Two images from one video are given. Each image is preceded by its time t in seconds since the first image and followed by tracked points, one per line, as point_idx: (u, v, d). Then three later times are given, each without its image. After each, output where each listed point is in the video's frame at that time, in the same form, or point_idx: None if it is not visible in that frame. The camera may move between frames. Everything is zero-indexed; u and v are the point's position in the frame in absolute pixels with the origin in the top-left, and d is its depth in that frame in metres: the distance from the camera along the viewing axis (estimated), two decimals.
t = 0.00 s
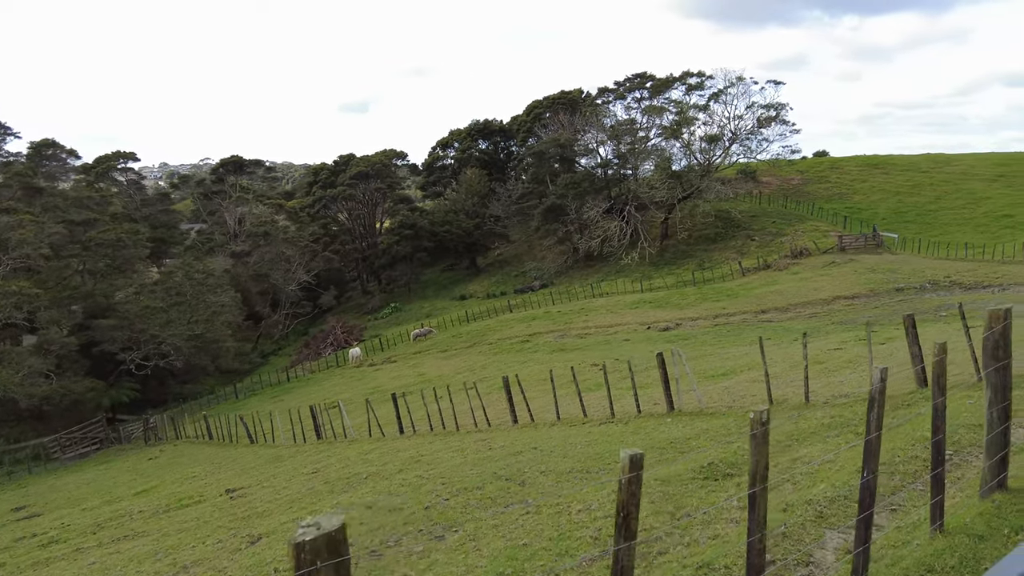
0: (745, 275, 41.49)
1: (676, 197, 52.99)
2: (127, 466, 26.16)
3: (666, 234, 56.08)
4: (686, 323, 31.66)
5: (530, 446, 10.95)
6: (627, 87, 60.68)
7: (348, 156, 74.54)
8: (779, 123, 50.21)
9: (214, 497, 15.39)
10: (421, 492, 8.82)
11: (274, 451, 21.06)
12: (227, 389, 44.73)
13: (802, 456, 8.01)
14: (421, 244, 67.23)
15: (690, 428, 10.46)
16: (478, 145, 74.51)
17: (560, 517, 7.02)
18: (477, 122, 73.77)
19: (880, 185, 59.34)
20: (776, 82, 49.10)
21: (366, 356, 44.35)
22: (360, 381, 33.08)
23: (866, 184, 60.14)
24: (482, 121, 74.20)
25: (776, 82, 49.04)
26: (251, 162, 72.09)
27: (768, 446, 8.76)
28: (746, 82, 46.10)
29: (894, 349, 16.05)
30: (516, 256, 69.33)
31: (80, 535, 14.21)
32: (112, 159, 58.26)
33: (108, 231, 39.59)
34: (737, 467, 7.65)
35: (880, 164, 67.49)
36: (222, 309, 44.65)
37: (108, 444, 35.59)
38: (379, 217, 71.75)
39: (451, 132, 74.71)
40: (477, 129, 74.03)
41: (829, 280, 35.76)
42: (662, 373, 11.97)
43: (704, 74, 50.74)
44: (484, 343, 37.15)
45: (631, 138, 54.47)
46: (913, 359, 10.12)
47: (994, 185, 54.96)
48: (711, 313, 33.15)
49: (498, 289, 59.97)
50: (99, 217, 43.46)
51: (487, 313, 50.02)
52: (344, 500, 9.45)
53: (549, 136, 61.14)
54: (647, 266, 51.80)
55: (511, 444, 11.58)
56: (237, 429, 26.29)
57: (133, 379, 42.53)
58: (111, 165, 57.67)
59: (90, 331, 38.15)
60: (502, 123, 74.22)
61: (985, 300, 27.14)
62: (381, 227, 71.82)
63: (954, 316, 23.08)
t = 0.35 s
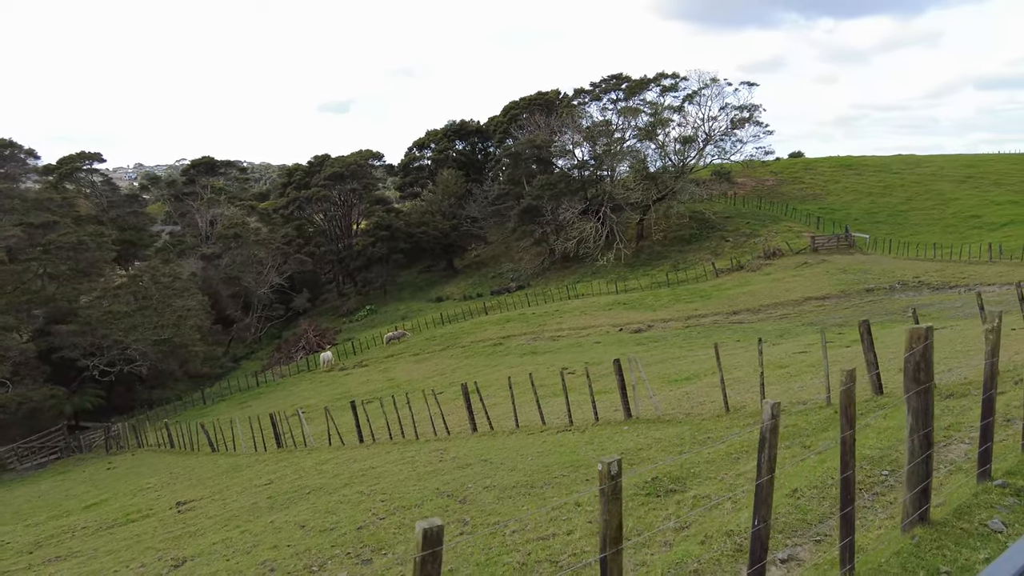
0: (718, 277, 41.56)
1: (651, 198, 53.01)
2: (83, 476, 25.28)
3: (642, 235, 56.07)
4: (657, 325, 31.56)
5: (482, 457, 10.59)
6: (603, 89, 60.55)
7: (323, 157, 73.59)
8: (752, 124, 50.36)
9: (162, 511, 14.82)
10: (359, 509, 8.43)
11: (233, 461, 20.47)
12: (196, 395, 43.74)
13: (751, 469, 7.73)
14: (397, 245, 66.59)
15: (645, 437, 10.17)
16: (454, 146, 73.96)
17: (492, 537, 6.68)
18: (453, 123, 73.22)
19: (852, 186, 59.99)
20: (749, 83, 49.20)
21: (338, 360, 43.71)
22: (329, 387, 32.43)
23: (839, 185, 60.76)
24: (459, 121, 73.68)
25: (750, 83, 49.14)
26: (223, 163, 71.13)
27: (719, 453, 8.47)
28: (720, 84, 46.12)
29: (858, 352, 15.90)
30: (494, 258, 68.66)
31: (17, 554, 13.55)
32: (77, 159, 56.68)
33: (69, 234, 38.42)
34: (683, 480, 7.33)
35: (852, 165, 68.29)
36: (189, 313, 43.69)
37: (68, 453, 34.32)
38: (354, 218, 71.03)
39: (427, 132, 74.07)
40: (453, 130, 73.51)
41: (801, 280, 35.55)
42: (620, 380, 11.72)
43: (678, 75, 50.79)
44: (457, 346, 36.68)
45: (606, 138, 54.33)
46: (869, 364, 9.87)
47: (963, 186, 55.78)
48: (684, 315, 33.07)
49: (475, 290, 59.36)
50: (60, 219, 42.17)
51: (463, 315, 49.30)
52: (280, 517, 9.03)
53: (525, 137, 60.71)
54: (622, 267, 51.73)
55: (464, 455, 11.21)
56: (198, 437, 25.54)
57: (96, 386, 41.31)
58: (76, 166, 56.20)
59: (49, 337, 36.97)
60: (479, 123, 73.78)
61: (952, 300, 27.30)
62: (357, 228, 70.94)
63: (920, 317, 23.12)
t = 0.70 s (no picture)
0: (695, 280, 41.49)
1: (629, 201, 52.95)
2: (41, 489, 24.46)
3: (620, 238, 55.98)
4: (633, 329, 31.33)
5: (436, 471, 10.23)
6: (582, 92, 60.46)
7: (300, 159, 72.78)
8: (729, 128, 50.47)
9: (110, 527, 14.25)
10: (294, 532, 8.09)
11: (194, 472, 19.88)
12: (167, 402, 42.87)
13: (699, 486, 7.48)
14: (376, 248, 66.03)
15: (601, 449, 9.88)
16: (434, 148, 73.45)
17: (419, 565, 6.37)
18: (432, 125, 72.74)
19: (829, 189, 60.42)
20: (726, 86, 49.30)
21: (312, 366, 43.13)
22: (300, 394, 31.80)
23: (816, 188, 61.17)
24: (438, 124, 73.23)
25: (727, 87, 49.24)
26: (198, 166, 70.06)
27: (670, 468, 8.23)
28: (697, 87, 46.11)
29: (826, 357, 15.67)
30: (474, 261, 68.05)
31: None
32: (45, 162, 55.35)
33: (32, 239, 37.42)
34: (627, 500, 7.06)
35: (829, 168, 68.86)
36: (158, 319, 42.89)
37: (30, 464, 33.32)
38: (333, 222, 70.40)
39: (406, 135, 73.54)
40: (432, 133, 73.03)
41: (777, 282, 35.36)
42: (580, 390, 11.39)
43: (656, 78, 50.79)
44: (432, 351, 36.15)
45: (584, 142, 54.21)
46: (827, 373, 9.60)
47: (937, 189, 56.41)
48: (660, 319, 32.88)
49: (454, 294, 58.79)
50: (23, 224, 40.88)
51: (441, 319, 48.62)
52: (214, 539, 8.64)
53: (504, 140, 60.38)
54: (602, 270, 51.57)
55: (416, 470, 10.84)
56: (160, 447, 24.82)
57: (63, 394, 40.29)
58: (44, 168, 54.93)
59: (12, 344, 35.97)
60: (459, 126, 73.37)
61: (924, 303, 27.34)
62: (335, 232, 70.17)
63: (893, 320, 23.04)
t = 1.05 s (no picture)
0: (679, 281, 41.28)
1: (614, 202, 52.67)
2: (6, 498, 23.80)
3: (606, 239, 55.67)
4: (615, 331, 30.97)
5: (391, 485, 9.89)
6: (568, 92, 60.10)
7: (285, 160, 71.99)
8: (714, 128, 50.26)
9: (62, 541, 13.72)
10: (232, 551, 7.83)
11: (160, 480, 19.34)
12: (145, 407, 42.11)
13: (649, 503, 7.22)
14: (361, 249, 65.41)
15: (561, 460, 9.53)
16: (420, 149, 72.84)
17: None
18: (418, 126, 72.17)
19: (814, 190, 60.43)
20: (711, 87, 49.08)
21: (294, 369, 42.83)
22: (278, 399, 31.22)
23: (802, 188, 61.20)
24: (424, 124, 72.65)
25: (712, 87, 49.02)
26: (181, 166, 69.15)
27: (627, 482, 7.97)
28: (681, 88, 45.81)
29: (802, 362, 15.36)
30: (460, 262, 67.29)
31: None
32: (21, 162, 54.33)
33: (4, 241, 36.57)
34: (575, 519, 6.79)
35: (815, 168, 68.96)
36: (135, 322, 42.23)
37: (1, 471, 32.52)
38: (318, 223, 69.77)
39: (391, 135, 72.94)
40: (418, 133, 72.43)
41: (760, 283, 35.18)
42: (544, 398, 10.99)
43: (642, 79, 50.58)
44: (413, 354, 35.64)
45: (570, 142, 53.87)
46: (794, 382, 9.17)
47: (920, 190, 56.58)
48: (642, 320, 32.59)
49: (439, 295, 58.20)
50: None
51: (425, 321, 48.03)
52: (150, 561, 8.27)
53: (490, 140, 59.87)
54: (587, 271, 51.32)
55: (373, 482, 10.45)
56: (129, 453, 24.19)
57: (37, 399, 39.46)
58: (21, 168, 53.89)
59: None
60: (445, 126, 72.81)
61: (906, 304, 27.17)
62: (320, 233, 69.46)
63: (873, 322, 22.79)
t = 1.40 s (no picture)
0: (661, 281, 41.05)
1: (597, 202, 52.44)
2: None
3: (589, 239, 55.40)
4: (594, 332, 30.61)
5: (337, 498, 9.57)
6: (551, 91, 59.68)
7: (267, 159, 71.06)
8: (697, 127, 50.05)
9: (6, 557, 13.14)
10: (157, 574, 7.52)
11: (121, 489, 18.74)
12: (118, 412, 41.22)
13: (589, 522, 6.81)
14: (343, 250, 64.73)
15: (515, 471, 9.15)
16: (404, 148, 72.15)
17: None
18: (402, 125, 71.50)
19: (797, 189, 60.48)
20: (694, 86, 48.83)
21: (272, 372, 42.40)
22: (251, 404, 30.57)
23: (785, 187, 61.24)
24: (408, 124, 72.04)
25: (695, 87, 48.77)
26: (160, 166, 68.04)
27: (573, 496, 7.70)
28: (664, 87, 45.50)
29: (773, 365, 15.09)
30: (443, 262, 66.55)
31: None
32: None
33: None
34: (512, 539, 6.55)
35: (798, 167, 69.11)
36: (107, 325, 41.21)
37: None
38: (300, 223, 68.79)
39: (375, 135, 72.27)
40: (402, 132, 71.78)
41: (741, 283, 34.95)
42: (503, 405, 10.58)
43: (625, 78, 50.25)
44: (391, 356, 35.07)
45: (553, 142, 53.48)
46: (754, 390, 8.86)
47: (902, 189, 56.76)
48: (622, 321, 32.23)
49: (422, 296, 57.53)
50: None
51: (406, 322, 47.43)
52: None
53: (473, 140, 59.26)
54: (570, 271, 50.98)
55: (324, 496, 10.09)
56: (94, 460, 23.53)
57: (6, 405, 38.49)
58: None
59: None
60: (429, 126, 72.22)
61: (885, 304, 26.98)
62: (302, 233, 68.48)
63: (851, 323, 22.53)
